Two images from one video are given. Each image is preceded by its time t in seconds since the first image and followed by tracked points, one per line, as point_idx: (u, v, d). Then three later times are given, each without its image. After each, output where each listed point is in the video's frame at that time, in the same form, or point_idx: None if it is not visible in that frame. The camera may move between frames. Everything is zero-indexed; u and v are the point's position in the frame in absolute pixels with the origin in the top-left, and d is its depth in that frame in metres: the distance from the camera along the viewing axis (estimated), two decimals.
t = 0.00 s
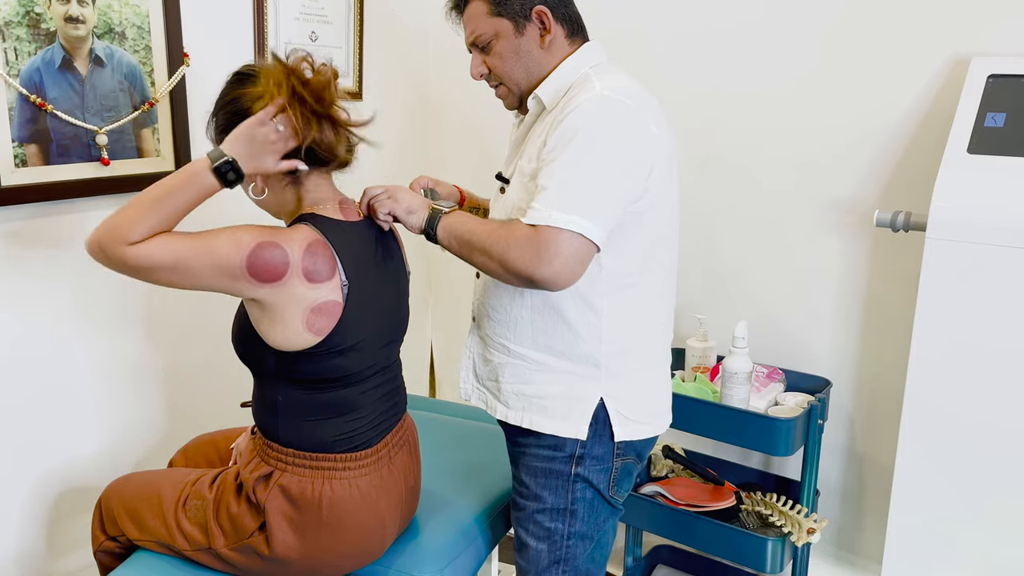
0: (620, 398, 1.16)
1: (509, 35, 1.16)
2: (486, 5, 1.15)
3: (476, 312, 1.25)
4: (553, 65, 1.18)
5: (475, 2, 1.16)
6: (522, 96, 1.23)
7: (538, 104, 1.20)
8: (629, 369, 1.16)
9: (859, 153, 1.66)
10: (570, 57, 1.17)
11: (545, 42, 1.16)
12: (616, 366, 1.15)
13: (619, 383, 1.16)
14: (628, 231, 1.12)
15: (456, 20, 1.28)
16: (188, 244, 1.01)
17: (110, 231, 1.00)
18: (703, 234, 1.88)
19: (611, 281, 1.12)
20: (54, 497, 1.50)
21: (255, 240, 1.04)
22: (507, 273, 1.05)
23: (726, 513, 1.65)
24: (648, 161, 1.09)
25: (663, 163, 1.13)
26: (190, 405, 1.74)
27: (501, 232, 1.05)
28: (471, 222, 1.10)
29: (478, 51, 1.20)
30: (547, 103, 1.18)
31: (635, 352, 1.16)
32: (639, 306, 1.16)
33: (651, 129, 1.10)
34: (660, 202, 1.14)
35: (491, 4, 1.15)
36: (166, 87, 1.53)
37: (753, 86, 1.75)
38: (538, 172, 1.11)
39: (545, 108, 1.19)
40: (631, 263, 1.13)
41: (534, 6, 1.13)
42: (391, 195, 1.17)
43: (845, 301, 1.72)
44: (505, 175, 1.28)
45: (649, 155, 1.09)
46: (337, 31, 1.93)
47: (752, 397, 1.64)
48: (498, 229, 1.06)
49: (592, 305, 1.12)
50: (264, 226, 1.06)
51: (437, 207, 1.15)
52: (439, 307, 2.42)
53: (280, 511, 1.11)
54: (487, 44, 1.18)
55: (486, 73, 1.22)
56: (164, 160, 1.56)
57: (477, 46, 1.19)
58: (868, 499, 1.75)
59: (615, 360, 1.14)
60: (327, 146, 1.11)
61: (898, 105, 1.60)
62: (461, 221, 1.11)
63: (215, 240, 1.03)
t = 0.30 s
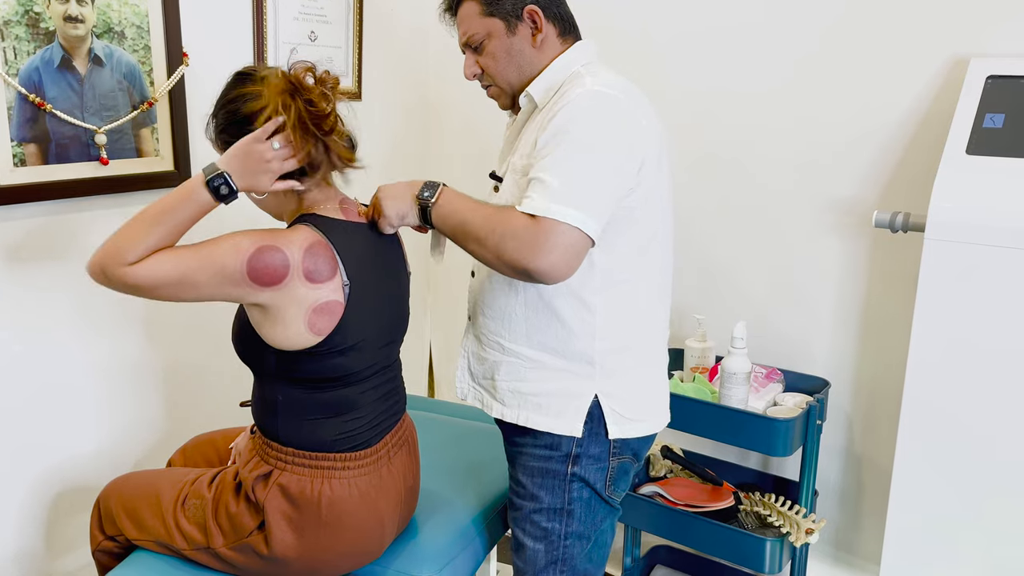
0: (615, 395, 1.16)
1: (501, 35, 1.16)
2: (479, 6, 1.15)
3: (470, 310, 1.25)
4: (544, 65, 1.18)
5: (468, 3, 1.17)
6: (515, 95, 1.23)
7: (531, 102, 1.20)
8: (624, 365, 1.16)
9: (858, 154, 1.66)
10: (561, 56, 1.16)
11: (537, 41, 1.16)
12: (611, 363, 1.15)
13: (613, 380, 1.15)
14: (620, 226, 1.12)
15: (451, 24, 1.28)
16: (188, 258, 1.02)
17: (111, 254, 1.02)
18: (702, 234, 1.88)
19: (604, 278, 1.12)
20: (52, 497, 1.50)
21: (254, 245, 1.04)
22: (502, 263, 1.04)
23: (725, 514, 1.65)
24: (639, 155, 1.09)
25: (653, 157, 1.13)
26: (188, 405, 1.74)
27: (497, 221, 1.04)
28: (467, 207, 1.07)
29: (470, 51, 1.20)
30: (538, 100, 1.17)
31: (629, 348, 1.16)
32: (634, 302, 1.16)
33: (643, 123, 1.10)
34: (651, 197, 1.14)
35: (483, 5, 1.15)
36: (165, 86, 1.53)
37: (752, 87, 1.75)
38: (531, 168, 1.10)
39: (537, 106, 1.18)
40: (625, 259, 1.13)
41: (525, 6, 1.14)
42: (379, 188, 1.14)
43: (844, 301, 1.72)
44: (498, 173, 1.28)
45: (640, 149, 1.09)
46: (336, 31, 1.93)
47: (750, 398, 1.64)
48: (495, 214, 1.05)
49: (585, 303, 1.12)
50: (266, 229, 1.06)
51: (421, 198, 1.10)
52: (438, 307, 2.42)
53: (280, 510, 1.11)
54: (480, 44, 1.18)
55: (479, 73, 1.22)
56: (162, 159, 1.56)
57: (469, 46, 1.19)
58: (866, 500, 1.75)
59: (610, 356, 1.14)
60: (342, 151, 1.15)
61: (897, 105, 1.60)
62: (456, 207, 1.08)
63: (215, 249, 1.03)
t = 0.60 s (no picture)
0: (615, 395, 1.16)
1: (493, 36, 1.16)
2: (470, 6, 1.15)
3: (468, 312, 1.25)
4: (536, 66, 1.18)
5: (459, 3, 1.16)
6: (508, 96, 1.23)
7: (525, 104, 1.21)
8: (622, 365, 1.16)
9: (856, 155, 1.66)
10: (553, 58, 1.17)
11: (529, 42, 1.16)
12: (609, 363, 1.15)
13: (611, 380, 1.16)
14: (618, 226, 1.12)
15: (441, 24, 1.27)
16: (189, 291, 1.00)
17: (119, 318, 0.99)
18: (700, 235, 1.88)
19: (603, 276, 1.12)
20: (49, 497, 1.50)
21: (249, 258, 1.02)
22: (498, 264, 1.04)
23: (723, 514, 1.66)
24: (636, 155, 1.09)
25: (649, 157, 1.13)
26: (186, 405, 1.74)
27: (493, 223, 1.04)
28: (461, 207, 1.07)
29: (462, 52, 1.20)
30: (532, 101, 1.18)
31: (627, 348, 1.16)
32: (632, 302, 1.16)
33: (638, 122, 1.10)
34: (647, 196, 1.14)
35: (475, 5, 1.14)
36: (163, 86, 1.53)
37: (750, 87, 1.76)
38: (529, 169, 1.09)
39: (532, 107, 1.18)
40: (623, 258, 1.13)
41: (517, 7, 1.14)
42: (379, 186, 1.16)
43: (841, 302, 1.72)
44: (492, 175, 1.28)
45: (637, 148, 1.09)
46: (333, 31, 1.93)
47: (748, 398, 1.64)
48: (490, 216, 1.05)
49: (582, 302, 1.13)
50: (262, 236, 1.05)
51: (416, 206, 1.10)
52: (435, 307, 2.42)
53: (277, 510, 1.11)
54: (472, 45, 1.18)
55: (472, 74, 1.22)
56: (160, 159, 1.56)
57: (462, 47, 1.19)
58: (864, 500, 1.75)
59: (607, 356, 1.15)
60: (343, 149, 1.17)
61: (895, 106, 1.60)
62: (451, 209, 1.07)
63: (214, 272, 1.01)
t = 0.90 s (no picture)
0: (604, 400, 1.16)
1: (487, 35, 1.16)
2: (464, 6, 1.15)
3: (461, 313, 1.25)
4: (531, 64, 1.18)
5: (453, 4, 1.17)
6: (504, 95, 1.23)
7: (520, 102, 1.21)
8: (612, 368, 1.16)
9: (853, 156, 1.66)
10: (549, 56, 1.16)
11: (523, 40, 1.16)
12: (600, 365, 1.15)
13: (602, 384, 1.15)
14: (613, 224, 1.12)
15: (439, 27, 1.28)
16: (217, 349, 1.00)
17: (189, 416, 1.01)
18: (700, 237, 1.87)
19: (594, 279, 1.12)
20: (46, 498, 1.49)
21: (249, 272, 1.01)
22: (480, 258, 1.04)
23: (720, 515, 1.66)
24: (629, 154, 1.08)
25: (643, 156, 1.12)
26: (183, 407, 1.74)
27: (474, 215, 1.04)
28: (451, 200, 1.07)
29: (458, 53, 1.20)
30: (528, 99, 1.17)
31: (618, 351, 1.16)
32: (626, 303, 1.16)
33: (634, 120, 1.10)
34: (642, 194, 1.14)
35: (468, 5, 1.15)
36: (161, 86, 1.53)
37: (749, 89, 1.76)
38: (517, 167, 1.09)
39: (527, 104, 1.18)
40: (615, 260, 1.13)
41: (510, 5, 1.13)
42: (375, 185, 1.16)
43: (839, 303, 1.72)
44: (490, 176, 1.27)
45: (629, 147, 1.08)
46: (332, 32, 1.93)
47: (746, 399, 1.64)
48: (475, 209, 1.04)
49: (574, 304, 1.12)
50: (253, 242, 1.04)
51: (407, 201, 1.11)
52: (434, 308, 2.42)
53: (275, 511, 1.11)
54: (467, 45, 1.18)
55: (468, 75, 1.22)
56: (158, 160, 1.56)
57: (457, 48, 1.20)
58: (862, 501, 1.75)
59: (599, 360, 1.14)
60: (344, 148, 1.17)
61: (893, 107, 1.60)
62: (442, 199, 1.08)
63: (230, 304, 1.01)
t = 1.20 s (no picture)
0: (583, 415, 1.13)
1: (467, 40, 1.16)
2: (444, 12, 1.16)
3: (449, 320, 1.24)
4: (513, 66, 1.17)
5: (435, 11, 1.17)
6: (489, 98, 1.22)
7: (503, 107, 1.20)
8: (591, 380, 1.13)
9: (849, 159, 1.66)
10: (531, 57, 1.16)
11: (503, 42, 1.15)
12: (579, 377, 1.12)
13: (580, 398, 1.12)
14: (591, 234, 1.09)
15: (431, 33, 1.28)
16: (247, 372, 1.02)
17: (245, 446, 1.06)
18: (698, 240, 1.88)
19: (571, 291, 1.10)
20: (43, 503, 1.49)
21: (246, 284, 1.02)
22: (464, 282, 1.04)
23: (720, 518, 1.65)
24: (605, 160, 1.05)
25: (623, 161, 1.08)
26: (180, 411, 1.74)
27: (454, 239, 1.03)
28: (436, 219, 1.06)
29: (444, 59, 1.21)
30: (508, 103, 1.17)
31: (600, 363, 1.13)
32: (609, 314, 1.12)
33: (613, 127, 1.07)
34: (624, 200, 1.10)
35: (448, 10, 1.15)
36: (159, 89, 1.53)
37: (746, 92, 1.76)
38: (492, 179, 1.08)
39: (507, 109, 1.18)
40: (596, 269, 1.10)
41: (488, 7, 1.12)
42: (371, 189, 1.17)
43: (836, 306, 1.72)
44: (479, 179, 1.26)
45: (605, 154, 1.05)
46: (330, 35, 1.93)
47: (744, 402, 1.64)
48: (454, 232, 1.04)
49: (551, 315, 1.10)
50: (247, 248, 1.04)
51: (399, 216, 1.11)
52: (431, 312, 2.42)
53: (273, 515, 1.11)
54: (450, 51, 1.18)
55: (456, 81, 1.22)
56: (156, 163, 1.56)
57: (442, 54, 1.20)
58: (860, 505, 1.76)
59: (576, 372, 1.12)
60: (344, 152, 1.17)
61: (889, 111, 1.61)
62: (427, 220, 1.07)
63: (248, 322, 1.02)
